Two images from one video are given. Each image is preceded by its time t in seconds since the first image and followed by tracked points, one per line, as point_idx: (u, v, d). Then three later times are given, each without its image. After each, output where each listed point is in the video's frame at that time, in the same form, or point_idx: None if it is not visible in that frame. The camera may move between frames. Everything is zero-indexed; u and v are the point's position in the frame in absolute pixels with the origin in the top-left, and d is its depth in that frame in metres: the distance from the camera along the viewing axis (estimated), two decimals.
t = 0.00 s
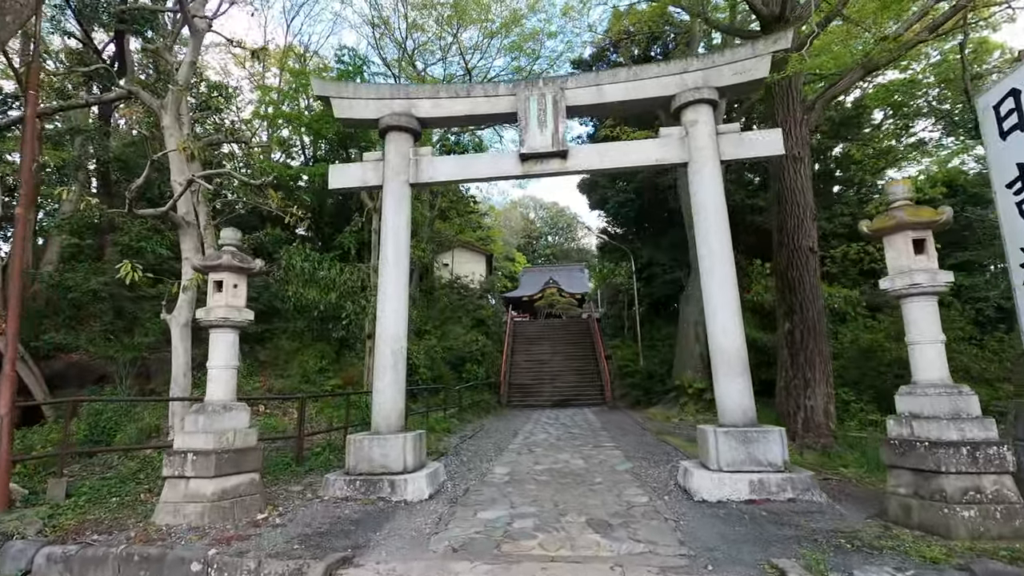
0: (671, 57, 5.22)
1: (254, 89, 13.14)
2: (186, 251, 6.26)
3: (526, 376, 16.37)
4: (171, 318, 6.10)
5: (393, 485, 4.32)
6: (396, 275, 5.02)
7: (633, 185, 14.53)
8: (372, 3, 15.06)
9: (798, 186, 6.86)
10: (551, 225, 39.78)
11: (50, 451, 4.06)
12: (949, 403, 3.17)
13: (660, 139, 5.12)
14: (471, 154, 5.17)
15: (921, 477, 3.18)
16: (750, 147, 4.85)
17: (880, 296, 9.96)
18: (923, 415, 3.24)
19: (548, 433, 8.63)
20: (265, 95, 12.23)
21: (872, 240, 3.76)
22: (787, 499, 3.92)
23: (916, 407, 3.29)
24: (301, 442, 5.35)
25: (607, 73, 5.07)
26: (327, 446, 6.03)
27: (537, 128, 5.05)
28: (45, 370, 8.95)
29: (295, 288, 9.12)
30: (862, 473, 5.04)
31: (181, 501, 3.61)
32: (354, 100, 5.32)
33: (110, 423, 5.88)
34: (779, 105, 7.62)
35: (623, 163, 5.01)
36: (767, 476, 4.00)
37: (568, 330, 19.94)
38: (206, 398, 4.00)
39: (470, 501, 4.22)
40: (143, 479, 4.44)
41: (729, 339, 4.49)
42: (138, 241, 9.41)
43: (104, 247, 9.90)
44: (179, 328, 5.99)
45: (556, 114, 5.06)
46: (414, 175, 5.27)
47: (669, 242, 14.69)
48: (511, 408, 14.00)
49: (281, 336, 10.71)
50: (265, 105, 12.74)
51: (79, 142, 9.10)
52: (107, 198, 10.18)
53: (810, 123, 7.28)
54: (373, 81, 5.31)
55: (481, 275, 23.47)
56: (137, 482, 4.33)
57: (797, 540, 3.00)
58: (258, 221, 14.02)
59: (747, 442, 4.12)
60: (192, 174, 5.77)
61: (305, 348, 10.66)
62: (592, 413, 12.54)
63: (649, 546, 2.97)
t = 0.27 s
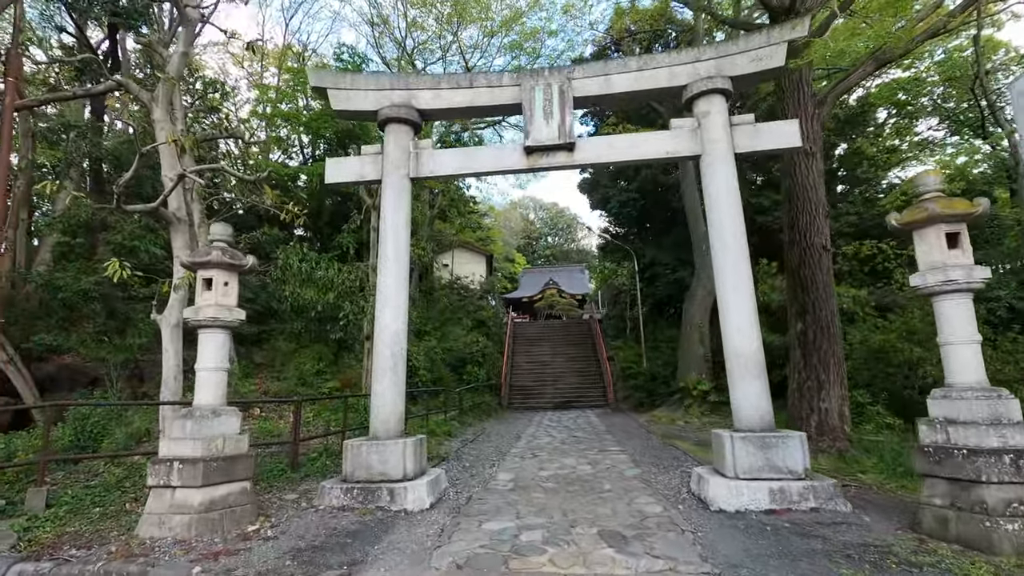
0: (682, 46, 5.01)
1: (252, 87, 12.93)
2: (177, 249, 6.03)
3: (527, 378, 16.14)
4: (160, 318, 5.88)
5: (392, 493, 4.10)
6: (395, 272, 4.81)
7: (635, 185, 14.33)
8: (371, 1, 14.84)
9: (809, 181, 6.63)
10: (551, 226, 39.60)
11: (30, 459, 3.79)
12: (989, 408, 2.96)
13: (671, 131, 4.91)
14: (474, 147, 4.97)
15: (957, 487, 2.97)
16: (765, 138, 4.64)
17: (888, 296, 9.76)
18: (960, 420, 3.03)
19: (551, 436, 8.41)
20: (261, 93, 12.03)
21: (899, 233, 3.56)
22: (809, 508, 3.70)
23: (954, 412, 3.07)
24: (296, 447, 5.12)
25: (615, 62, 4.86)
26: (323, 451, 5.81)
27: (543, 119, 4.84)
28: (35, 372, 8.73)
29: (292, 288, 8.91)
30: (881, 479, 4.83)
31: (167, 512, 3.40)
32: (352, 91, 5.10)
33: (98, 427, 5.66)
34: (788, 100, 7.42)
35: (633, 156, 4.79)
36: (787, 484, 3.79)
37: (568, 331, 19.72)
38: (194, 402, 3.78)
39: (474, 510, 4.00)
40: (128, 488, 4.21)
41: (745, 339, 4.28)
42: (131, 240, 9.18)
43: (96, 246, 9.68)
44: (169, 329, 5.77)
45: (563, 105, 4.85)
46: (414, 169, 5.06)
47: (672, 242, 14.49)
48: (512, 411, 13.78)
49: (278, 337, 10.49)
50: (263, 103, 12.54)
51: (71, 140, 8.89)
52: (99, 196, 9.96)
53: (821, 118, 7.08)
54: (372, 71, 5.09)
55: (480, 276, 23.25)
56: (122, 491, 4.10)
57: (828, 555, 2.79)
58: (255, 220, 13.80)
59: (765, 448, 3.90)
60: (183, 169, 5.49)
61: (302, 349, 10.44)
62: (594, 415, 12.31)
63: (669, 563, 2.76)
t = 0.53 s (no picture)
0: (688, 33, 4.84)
1: (248, 86, 12.76)
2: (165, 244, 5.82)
3: (526, 379, 15.93)
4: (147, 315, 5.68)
5: (385, 498, 3.90)
6: (390, 267, 4.61)
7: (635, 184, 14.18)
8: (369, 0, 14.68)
9: (816, 176, 6.45)
10: (550, 228, 39.42)
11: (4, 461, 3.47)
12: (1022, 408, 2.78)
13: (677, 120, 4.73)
14: (473, 137, 4.78)
15: (988, 492, 2.78)
16: (775, 127, 4.47)
17: (894, 296, 9.60)
18: (990, 421, 2.85)
19: (551, 439, 8.22)
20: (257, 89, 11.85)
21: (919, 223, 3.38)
22: (824, 514, 3.51)
23: (983, 412, 2.89)
24: (286, 450, 4.91)
25: (619, 49, 4.68)
26: (315, 454, 5.59)
27: (543, 108, 4.66)
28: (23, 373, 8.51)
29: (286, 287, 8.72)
30: (896, 483, 4.64)
31: (144, 519, 3.19)
32: (346, 80, 4.92)
33: (81, 429, 5.46)
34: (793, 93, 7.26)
35: (637, 146, 4.61)
36: (801, 488, 3.59)
37: (568, 332, 19.53)
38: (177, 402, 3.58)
39: (472, 516, 3.81)
40: (107, 493, 4.00)
41: (756, 336, 4.09)
42: (122, 238, 8.98)
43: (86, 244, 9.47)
44: (156, 327, 5.59)
45: (564, 94, 4.67)
46: (410, 159, 4.87)
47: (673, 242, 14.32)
48: (510, 412, 13.58)
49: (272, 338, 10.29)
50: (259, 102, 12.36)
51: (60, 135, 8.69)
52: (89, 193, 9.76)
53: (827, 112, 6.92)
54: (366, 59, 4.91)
55: (479, 277, 23.05)
56: (100, 496, 3.90)
57: (852, 565, 2.60)
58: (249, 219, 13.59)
59: (778, 450, 3.71)
60: (171, 161, 5.24)
61: (297, 350, 10.23)
62: (594, 417, 12.11)
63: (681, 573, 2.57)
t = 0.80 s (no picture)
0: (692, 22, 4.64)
1: (241, 84, 12.55)
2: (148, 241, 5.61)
3: (524, 381, 15.71)
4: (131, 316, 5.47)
5: (375, 509, 3.67)
6: (381, 265, 4.39)
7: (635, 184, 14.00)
8: None
9: (823, 173, 6.25)
10: (547, 229, 39.23)
11: None
12: None
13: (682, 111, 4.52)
14: (468, 129, 4.56)
15: (1022, 506, 2.58)
16: (784, 118, 4.27)
17: (899, 297, 9.43)
18: None
19: (549, 443, 8.01)
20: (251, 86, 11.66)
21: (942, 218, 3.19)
22: (841, 526, 3.30)
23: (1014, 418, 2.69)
24: (273, 457, 4.68)
25: (620, 37, 4.48)
26: (304, 461, 5.37)
27: (542, 99, 4.45)
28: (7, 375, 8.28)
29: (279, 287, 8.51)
30: (910, 491, 4.44)
31: (113, 535, 2.97)
32: (335, 70, 4.71)
33: (59, 435, 5.23)
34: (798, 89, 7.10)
35: (640, 138, 4.40)
36: (816, 499, 3.38)
37: (566, 334, 19.33)
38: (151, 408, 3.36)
39: (467, 528, 3.60)
40: (79, 504, 3.77)
41: (766, 337, 3.88)
42: (109, 236, 8.75)
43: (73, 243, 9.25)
44: (139, 329, 5.37)
45: (564, 84, 4.47)
46: (403, 153, 4.66)
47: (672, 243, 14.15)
48: (508, 416, 13.37)
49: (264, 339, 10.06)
50: (252, 100, 12.15)
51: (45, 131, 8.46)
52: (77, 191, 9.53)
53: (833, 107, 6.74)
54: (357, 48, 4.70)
55: (476, 278, 22.84)
56: (72, 507, 3.67)
57: None
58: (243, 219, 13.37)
59: (791, 458, 3.50)
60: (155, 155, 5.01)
61: (289, 352, 10.01)
62: (594, 420, 11.90)
63: None
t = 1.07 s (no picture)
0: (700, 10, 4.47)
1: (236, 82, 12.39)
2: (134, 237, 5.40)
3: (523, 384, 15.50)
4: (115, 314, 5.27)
5: (367, 517, 3.47)
6: (375, 260, 4.20)
7: (635, 185, 13.83)
8: None
9: (832, 169, 6.07)
10: (546, 232, 39.06)
11: None
12: None
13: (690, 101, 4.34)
14: (466, 120, 4.37)
15: None
16: (797, 108, 4.09)
17: (905, 297, 9.27)
18: None
19: (549, 447, 7.81)
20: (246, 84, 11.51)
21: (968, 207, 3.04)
22: (862, 536, 3.11)
23: None
24: (261, 462, 4.47)
25: (625, 24, 4.30)
26: (295, 465, 5.16)
27: (543, 88, 4.27)
28: None
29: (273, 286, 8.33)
30: (927, 497, 4.25)
31: (84, 547, 2.76)
32: (328, 59, 4.51)
33: (38, 438, 5.01)
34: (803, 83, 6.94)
35: (646, 129, 4.22)
36: (836, 507, 3.18)
37: (565, 337, 19.13)
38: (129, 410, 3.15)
39: (465, 537, 3.40)
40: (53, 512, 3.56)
41: (780, 337, 3.68)
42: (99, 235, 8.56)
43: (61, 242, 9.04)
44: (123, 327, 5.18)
45: (567, 73, 4.29)
46: (399, 144, 4.46)
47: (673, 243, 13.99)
48: (507, 419, 13.15)
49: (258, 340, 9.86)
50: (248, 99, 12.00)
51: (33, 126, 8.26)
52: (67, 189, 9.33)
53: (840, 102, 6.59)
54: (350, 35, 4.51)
55: (474, 280, 22.64)
56: (43, 516, 3.44)
57: None
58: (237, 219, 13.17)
59: (809, 464, 3.30)
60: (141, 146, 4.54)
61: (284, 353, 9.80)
62: (594, 424, 11.70)
63: None
